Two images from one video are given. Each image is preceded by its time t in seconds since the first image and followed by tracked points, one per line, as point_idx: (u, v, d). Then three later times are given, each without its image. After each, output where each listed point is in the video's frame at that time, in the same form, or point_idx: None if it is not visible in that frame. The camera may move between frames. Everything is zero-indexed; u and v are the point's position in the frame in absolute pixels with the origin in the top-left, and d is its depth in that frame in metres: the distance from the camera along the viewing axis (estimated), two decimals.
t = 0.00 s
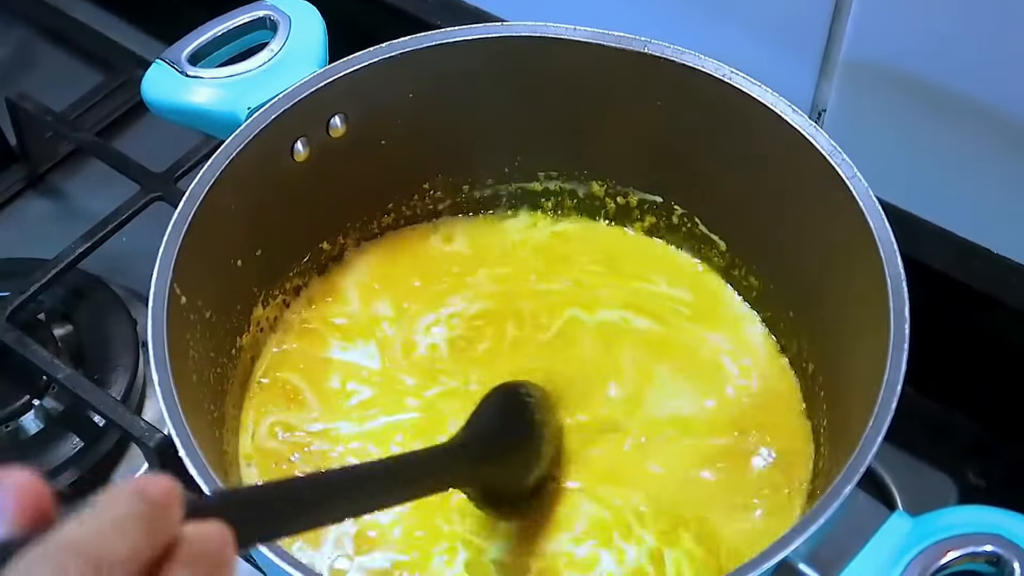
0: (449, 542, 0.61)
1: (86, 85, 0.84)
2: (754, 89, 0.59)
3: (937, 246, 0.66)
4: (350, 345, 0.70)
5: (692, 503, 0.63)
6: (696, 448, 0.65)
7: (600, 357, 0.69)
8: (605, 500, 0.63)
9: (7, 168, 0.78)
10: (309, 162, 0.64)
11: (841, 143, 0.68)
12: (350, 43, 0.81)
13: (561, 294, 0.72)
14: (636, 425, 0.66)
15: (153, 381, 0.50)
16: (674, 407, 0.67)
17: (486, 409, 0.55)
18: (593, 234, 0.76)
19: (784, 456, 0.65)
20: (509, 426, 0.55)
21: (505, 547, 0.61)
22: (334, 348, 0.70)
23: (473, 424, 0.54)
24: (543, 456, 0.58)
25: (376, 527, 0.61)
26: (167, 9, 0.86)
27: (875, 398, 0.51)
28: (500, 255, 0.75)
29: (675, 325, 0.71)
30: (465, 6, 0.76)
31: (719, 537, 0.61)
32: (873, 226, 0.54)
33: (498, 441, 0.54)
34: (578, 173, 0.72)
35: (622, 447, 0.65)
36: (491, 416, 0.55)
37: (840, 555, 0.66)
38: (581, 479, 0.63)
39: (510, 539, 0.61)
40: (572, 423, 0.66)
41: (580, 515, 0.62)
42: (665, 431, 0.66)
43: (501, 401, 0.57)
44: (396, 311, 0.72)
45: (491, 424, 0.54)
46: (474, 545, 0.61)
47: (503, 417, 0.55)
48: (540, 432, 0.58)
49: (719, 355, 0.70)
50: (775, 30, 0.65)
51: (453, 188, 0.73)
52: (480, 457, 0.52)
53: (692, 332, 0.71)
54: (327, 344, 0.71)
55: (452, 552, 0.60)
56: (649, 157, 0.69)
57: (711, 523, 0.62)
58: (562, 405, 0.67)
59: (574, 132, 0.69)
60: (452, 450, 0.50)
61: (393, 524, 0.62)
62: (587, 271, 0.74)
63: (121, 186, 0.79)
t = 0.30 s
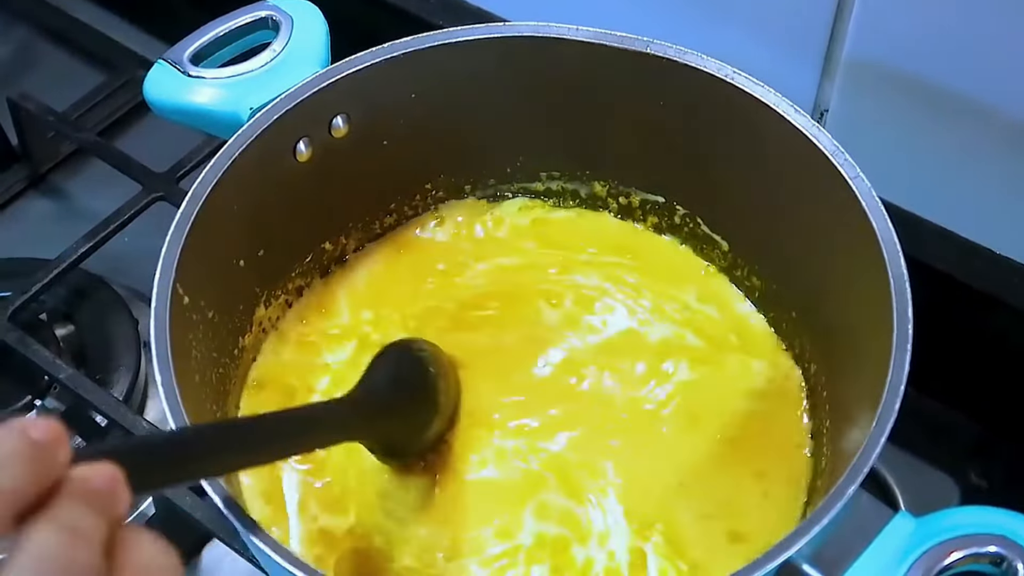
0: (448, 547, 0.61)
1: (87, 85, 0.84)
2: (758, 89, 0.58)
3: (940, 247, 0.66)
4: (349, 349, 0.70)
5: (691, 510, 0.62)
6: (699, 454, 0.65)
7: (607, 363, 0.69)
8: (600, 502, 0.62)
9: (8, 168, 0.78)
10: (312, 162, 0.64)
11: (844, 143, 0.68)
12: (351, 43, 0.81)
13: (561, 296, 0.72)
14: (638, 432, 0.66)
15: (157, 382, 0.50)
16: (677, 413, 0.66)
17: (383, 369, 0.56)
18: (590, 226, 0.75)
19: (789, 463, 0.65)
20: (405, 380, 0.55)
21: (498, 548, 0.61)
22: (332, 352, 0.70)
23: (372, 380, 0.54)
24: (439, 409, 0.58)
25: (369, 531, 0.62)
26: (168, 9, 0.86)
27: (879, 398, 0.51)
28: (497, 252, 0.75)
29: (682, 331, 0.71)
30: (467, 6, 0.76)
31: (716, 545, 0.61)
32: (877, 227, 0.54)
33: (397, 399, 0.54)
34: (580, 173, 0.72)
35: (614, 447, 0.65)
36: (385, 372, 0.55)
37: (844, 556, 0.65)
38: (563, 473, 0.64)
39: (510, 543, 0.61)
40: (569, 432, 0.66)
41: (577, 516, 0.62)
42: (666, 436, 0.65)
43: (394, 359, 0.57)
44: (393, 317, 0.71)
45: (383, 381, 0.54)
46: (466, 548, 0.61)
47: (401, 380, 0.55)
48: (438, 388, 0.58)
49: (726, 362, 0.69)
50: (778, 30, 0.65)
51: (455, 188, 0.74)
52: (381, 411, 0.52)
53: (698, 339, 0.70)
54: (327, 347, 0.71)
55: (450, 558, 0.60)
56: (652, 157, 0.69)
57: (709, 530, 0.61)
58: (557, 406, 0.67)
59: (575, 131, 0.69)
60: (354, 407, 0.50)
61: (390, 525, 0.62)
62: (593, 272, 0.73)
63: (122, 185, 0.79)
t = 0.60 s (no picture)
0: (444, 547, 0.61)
1: (88, 84, 0.83)
2: (759, 88, 0.58)
3: (942, 246, 0.66)
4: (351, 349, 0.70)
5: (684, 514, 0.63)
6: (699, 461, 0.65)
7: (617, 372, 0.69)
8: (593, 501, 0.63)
9: (9, 167, 0.78)
10: (313, 161, 0.64)
11: (845, 142, 0.68)
12: (352, 42, 0.81)
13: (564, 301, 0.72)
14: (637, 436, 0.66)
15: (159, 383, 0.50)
16: (680, 421, 0.66)
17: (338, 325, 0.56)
18: (604, 241, 0.76)
19: (785, 468, 0.65)
20: (354, 332, 0.56)
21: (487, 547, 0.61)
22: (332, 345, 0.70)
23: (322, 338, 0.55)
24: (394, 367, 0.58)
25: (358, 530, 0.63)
26: (169, 8, 0.86)
27: (881, 398, 0.51)
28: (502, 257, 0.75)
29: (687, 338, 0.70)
30: (468, 5, 0.76)
31: (703, 551, 0.61)
32: (878, 226, 0.54)
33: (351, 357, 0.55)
34: (581, 173, 0.72)
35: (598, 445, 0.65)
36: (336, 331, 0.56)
37: (846, 555, 0.65)
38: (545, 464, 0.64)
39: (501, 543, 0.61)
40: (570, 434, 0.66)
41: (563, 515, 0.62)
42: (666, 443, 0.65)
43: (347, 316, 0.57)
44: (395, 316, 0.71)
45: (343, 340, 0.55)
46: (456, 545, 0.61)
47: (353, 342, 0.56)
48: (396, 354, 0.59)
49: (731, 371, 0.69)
50: (781, 30, 0.65)
51: (456, 188, 0.73)
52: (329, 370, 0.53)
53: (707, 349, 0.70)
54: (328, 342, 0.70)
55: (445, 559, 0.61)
56: (652, 156, 0.69)
57: (699, 537, 0.62)
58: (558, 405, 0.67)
59: (576, 130, 0.69)
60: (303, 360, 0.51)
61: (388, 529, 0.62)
62: (605, 284, 0.73)
63: (123, 185, 0.79)
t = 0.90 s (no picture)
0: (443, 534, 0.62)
1: (88, 83, 0.83)
2: (759, 87, 0.58)
3: (942, 246, 0.66)
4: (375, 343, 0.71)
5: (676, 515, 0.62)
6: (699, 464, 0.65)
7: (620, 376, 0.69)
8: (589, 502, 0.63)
9: (8, 166, 0.78)
10: (313, 160, 0.64)
11: (845, 142, 0.68)
12: (352, 41, 0.81)
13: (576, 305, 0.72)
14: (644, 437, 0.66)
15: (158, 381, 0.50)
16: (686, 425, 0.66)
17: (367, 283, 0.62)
18: (613, 229, 0.76)
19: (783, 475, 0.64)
20: (398, 283, 0.63)
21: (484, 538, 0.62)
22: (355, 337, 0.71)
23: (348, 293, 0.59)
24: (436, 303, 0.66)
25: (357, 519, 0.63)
26: (169, 7, 0.86)
27: (881, 397, 0.51)
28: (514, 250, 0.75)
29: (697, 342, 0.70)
30: (469, 4, 0.76)
31: (693, 551, 0.61)
32: (878, 226, 0.54)
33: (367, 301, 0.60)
34: (581, 172, 0.73)
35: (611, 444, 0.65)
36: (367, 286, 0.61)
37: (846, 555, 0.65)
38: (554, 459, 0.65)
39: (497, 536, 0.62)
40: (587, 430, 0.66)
41: (560, 509, 0.63)
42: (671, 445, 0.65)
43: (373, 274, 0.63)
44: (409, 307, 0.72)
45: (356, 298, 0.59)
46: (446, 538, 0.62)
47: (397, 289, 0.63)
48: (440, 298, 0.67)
49: (743, 376, 0.69)
50: (781, 29, 0.65)
51: (456, 187, 0.74)
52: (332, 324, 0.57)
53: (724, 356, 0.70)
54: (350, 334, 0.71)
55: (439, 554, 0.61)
56: (652, 155, 0.69)
57: (688, 540, 0.61)
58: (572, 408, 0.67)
59: (575, 129, 0.69)
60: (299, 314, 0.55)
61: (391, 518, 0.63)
62: (610, 285, 0.73)
63: (123, 183, 0.79)
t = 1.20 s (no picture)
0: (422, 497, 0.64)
1: (88, 83, 0.83)
2: (759, 88, 0.58)
3: (942, 246, 0.66)
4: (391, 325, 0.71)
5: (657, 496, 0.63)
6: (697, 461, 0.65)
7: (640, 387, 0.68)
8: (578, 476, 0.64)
9: (8, 166, 0.78)
10: (312, 160, 0.64)
11: (845, 142, 0.68)
12: (352, 40, 0.81)
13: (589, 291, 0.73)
14: (640, 427, 0.66)
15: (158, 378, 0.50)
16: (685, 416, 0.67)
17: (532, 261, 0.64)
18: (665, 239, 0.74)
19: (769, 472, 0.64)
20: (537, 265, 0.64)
21: (469, 501, 0.63)
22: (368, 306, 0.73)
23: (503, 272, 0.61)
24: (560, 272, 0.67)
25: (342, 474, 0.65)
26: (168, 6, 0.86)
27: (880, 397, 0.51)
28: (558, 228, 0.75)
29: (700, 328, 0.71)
30: (469, 4, 0.76)
31: (668, 559, 0.61)
32: (878, 226, 0.54)
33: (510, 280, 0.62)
34: (581, 172, 0.73)
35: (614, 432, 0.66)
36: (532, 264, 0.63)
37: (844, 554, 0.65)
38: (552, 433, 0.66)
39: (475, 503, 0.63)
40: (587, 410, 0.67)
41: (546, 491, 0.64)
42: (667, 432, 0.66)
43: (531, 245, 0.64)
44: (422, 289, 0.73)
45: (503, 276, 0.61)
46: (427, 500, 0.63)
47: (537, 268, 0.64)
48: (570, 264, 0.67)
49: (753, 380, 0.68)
50: (780, 30, 0.65)
51: (456, 187, 0.73)
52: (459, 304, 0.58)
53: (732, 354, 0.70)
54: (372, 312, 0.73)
55: (415, 517, 0.63)
56: (652, 155, 0.69)
57: (662, 523, 0.62)
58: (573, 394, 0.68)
59: (576, 129, 0.69)
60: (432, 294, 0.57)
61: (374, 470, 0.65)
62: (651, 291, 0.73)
63: (123, 183, 0.79)
